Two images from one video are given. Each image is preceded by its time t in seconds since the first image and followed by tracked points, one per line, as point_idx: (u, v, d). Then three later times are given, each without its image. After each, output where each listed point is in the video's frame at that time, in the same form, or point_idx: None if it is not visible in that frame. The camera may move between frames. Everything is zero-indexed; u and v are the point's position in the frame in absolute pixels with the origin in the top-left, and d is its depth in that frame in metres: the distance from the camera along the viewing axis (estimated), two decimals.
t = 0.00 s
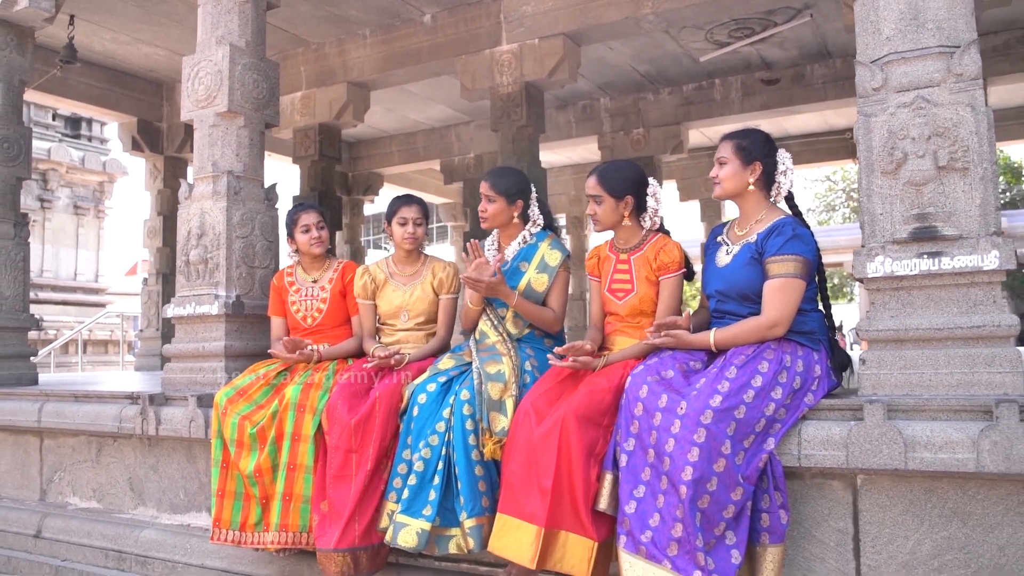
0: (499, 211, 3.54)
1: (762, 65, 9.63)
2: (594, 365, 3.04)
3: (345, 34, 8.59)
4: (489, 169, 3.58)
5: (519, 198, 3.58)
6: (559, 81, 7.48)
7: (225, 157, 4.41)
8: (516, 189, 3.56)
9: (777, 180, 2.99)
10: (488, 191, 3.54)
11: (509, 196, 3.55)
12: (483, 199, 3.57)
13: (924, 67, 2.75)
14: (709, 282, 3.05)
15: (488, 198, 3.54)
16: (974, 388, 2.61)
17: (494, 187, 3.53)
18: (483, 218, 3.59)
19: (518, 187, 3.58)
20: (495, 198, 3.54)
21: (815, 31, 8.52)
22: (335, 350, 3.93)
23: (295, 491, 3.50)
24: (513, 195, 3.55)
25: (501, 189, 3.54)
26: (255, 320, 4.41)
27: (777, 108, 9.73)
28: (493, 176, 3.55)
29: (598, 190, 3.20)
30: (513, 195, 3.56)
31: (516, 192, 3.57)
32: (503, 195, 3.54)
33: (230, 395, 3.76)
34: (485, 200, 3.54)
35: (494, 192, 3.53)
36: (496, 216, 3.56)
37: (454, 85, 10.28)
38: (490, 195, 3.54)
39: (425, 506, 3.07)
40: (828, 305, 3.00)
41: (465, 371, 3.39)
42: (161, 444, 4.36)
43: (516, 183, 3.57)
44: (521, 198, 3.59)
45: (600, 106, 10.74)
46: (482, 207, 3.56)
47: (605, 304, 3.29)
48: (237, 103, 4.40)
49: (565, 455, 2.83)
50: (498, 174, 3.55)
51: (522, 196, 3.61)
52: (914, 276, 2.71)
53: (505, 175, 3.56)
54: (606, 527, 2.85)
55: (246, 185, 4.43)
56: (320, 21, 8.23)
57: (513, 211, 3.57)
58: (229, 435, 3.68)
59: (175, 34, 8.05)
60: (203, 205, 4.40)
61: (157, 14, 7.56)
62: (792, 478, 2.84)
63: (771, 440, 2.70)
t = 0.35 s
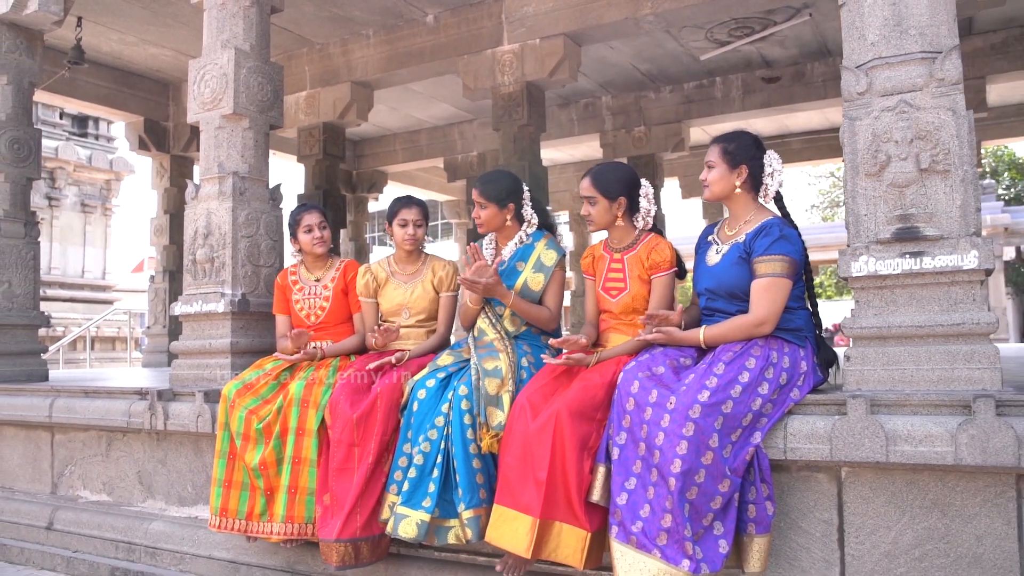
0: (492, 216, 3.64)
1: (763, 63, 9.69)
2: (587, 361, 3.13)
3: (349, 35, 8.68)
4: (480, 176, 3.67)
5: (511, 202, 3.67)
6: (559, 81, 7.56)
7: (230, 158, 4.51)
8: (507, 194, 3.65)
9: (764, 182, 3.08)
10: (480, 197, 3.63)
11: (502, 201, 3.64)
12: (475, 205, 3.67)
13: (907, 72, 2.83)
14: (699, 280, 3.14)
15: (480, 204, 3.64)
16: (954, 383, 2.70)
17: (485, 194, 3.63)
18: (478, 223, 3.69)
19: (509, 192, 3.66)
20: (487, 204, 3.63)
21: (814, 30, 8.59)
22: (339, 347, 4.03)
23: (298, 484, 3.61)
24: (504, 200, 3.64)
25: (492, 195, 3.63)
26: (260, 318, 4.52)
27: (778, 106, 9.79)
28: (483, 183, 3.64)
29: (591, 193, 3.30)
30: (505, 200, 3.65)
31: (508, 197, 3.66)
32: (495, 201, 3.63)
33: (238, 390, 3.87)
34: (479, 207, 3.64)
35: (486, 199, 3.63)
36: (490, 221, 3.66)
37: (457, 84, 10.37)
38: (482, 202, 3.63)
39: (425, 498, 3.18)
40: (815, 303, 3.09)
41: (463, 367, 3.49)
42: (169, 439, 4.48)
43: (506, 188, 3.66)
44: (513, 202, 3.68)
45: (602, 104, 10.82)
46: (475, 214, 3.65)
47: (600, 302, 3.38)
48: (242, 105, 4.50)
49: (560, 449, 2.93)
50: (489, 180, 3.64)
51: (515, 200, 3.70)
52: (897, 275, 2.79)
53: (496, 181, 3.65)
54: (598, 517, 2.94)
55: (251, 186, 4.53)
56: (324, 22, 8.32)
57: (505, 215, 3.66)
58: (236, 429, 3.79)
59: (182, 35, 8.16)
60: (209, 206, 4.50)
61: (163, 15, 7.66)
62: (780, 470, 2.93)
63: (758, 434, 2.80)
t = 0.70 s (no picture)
0: (492, 211, 3.72)
1: (766, 59, 9.73)
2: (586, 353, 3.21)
3: (354, 32, 8.76)
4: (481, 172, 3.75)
5: (511, 198, 3.75)
6: (563, 78, 7.63)
7: (238, 156, 4.60)
8: (508, 191, 3.73)
9: (759, 178, 3.15)
10: (482, 193, 3.71)
11: (502, 197, 3.72)
12: (476, 201, 3.75)
13: (898, 72, 2.89)
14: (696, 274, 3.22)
15: (482, 199, 3.72)
16: (942, 375, 2.77)
17: (486, 190, 3.71)
18: (480, 219, 3.77)
19: (510, 188, 3.74)
20: (487, 200, 3.71)
21: (817, 26, 8.62)
22: (344, 341, 4.12)
23: (305, 475, 3.70)
24: (504, 196, 3.72)
25: (492, 191, 3.71)
26: (268, 312, 4.61)
27: (781, 103, 9.83)
28: (484, 179, 3.72)
29: (589, 190, 3.37)
30: (506, 195, 3.73)
31: (508, 192, 3.74)
32: (495, 197, 3.71)
33: (247, 383, 3.97)
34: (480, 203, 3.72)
35: (487, 195, 3.71)
36: (492, 216, 3.74)
37: (462, 81, 10.44)
38: (484, 198, 3.71)
39: (428, 488, 3.26)
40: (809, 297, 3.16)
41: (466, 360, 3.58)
42: (179, 431, 4.58)
43: (508, 184, 3.74)
44: (513, 198, 3.76)
45: (606, 101, 10.87)
46: (476, 209, 3.73)
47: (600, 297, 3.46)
48: (249, 104, 4.59)
49: (559, 439, 3.01)
50: (490, 177, 3.72)
51: (515, 196, 3.78)
52: (887, 270, 2.87)
53: (497, 177, 3.73)
54: (597, 506, 3.03)
55: (258, 183, 4.62)
56: (330, 20, 8.40)
57: (505, 211, 3.74)
58: (245, 422, 3.89)
59: (189, 33, 8.25)
60: (218, 203, 4.59)
61: (171, 14, 7.76)
62: (773, 460, 3.01)
63: (751, 425, 2.87)
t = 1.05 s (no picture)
0: (499, 205, 3.78)
1: (771, 56, 9.75)
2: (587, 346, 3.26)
3: (360, 30, 8.81)
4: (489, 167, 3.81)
5: (518, 192, 3.81)
6: (568, 75, 7.67)
7: (246, 153, 4.67)
8: (515, 185, 3.79)
9: (757, 175, 3.20)
10: (489, 186, 3.77)
11: (509, 190, 3.78)
12: (484, 194, 3.82)
13: (895, 70, 2.94)
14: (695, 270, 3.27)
15: (489, 193, 3.78)
16: (937, 368, 2.82)
17: (495, 183, 3.77)
18: (486, 212, 3.83)
19: (518, 183, 3.81)
20: (495, 193, 3.77)
21: (821, 23, 8.64)
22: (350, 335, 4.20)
23: (313, 467, 3.77)
24: (512, 190, 3.78)
25: (501, 184, 3.78)
26: (275, 307, 4.68)
27: (786, 99, 9.85)
28: (493, 171, 3.78)
29: (592, 186, 3.43)
30: (513, 190, 3.80)
31: (516, 186, 3.81)
32: (503, 190, 3.77)
33: (254, 376, 4.03)
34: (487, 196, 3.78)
35: (495, 188, 3.77)
36: (498, 210, 3.80)
37: (467, 78, 10.49)
38: (491, 191, 3.77)
39: (433, 479, 3.33)
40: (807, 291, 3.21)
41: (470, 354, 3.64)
42: (188, 424, 4.65)
43: (516, 178, 3.80)
44: (520, 192, 3.82)
45: (612, 97, 10.90)
46: (483, 202, 3.80)
47: (601, 292, 3.52)
48: (257, 102, 4.66)
49: (560, 432, 3.07)
50: (498, 170, 3.78)
51: (522, 190, 3.84)
52: (884, 265, 2.91)
53: (504, 172, 3.79)
54: (597, 497, 3.09)
55: (266, 180, 4.69)
56: (336, 17, 8.46)
57: (512, 206, 3.81)
58: (252, 414, 3.95)
59: (197, 30, 8.31)
60: (226, 199, 4.66)
61: (179, 12, 7.83)
62: (771, 452, 3.06)
63: (749, 418, 2.93)
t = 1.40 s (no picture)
0: (509, 199, 3.84)
1: (776, 53, 9.76)
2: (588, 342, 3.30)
3: (366, 27, 8.86)
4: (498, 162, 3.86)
5: (528, 187, 3.87)
6: (572, 72, 7.70)
7: (252, 150, 4.72)
8: (526, 179, 3.85)
9: (754, 172, 3.23)
10: (498, 181, 3.83)
11: (517, 186, 3.83)
12: (495, 188, 3.86)
13: (892, 69, 2.97)
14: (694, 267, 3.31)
15: (497, 187, 3.83)
16: (932, 365, 2.85)
17: (505, 177, 3.82)
18: (493, 207, 3.88)
19: (527, 178, 3.86)
20: (505, 187, 3.83)
21: (826, 20, 8.65)
22: (355, 331, 4.25)
23: (318, 460, 3.83)
24: (523, 184, 3.85)
25: (512, 179, 3.83)
26: (281, 303, 4.74)
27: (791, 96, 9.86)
28: (503, 166, 3.84)
29: (595, 183, 3.47)
30: (524, 184, 3.85)
31: (525, 182, 3.86)
32: (514, 185, 3.83)
33: (260, 372, 4.10)
34: (495, 190, 3.84)
35: (503, 182, 3.83)
36: (505, 205, 3.85)
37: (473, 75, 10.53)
38: (501, 185, 3.83)
39: (435, 472, 3.38)
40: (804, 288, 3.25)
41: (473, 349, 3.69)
42: (195, 418, 4.72)
43: (525, 174, 3.85)
44: (530, 188, 3.87)
45: (617, 94, 10.93)
46: (494, 196, 3.85)
47: (602, 288, 3.56)
48: (263, 100, 4.71)
49: (560, 426, 3.11)
50: (509, 166, 3.84)
51: (530, 186, 3.89)
52: (880, 262, 2.95)
53: (513, 168, 3.85)
54: (597, 491, 3.13)
55: (272, 177, 4.75)
56: (342, 15, 8.50)
57: (521, 201, 3.86)
58: (258, 409, 4.02)
59: (204, 28, 8.37)
60: (232, 196, 4.72)
61: (186, 9, 7.89)
62: (769, 447, 3.10)
63: (746, 413, 2.97)
